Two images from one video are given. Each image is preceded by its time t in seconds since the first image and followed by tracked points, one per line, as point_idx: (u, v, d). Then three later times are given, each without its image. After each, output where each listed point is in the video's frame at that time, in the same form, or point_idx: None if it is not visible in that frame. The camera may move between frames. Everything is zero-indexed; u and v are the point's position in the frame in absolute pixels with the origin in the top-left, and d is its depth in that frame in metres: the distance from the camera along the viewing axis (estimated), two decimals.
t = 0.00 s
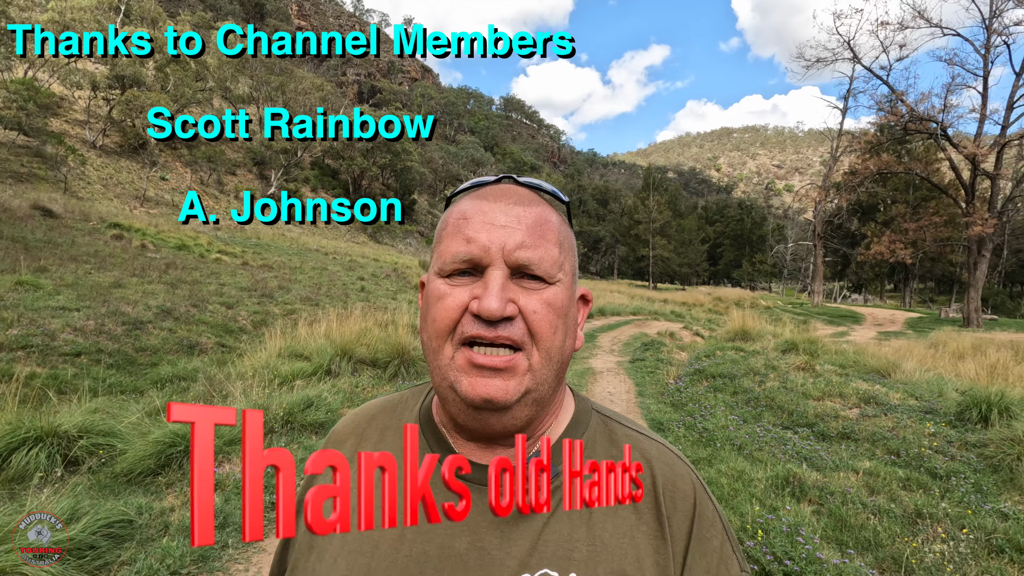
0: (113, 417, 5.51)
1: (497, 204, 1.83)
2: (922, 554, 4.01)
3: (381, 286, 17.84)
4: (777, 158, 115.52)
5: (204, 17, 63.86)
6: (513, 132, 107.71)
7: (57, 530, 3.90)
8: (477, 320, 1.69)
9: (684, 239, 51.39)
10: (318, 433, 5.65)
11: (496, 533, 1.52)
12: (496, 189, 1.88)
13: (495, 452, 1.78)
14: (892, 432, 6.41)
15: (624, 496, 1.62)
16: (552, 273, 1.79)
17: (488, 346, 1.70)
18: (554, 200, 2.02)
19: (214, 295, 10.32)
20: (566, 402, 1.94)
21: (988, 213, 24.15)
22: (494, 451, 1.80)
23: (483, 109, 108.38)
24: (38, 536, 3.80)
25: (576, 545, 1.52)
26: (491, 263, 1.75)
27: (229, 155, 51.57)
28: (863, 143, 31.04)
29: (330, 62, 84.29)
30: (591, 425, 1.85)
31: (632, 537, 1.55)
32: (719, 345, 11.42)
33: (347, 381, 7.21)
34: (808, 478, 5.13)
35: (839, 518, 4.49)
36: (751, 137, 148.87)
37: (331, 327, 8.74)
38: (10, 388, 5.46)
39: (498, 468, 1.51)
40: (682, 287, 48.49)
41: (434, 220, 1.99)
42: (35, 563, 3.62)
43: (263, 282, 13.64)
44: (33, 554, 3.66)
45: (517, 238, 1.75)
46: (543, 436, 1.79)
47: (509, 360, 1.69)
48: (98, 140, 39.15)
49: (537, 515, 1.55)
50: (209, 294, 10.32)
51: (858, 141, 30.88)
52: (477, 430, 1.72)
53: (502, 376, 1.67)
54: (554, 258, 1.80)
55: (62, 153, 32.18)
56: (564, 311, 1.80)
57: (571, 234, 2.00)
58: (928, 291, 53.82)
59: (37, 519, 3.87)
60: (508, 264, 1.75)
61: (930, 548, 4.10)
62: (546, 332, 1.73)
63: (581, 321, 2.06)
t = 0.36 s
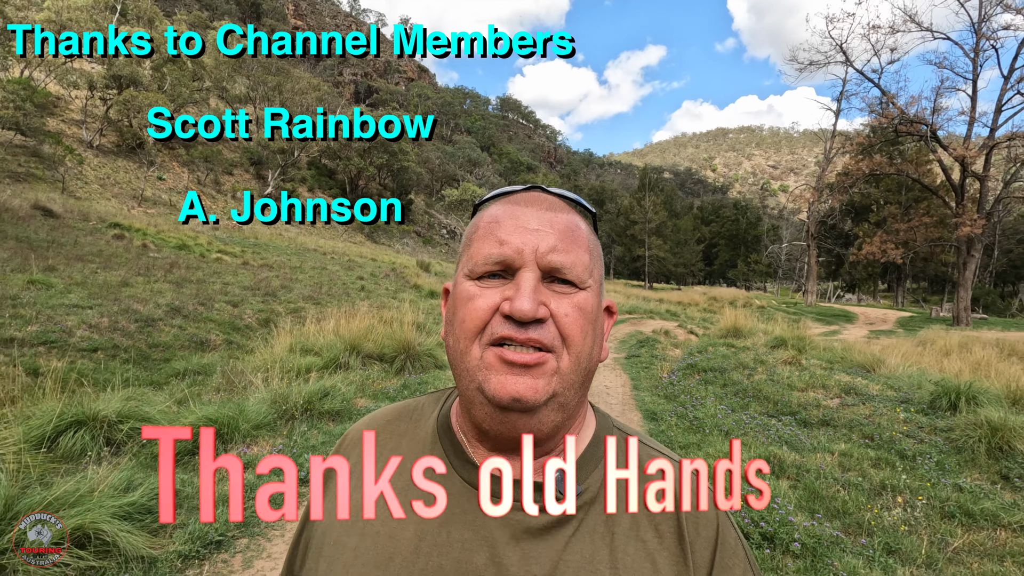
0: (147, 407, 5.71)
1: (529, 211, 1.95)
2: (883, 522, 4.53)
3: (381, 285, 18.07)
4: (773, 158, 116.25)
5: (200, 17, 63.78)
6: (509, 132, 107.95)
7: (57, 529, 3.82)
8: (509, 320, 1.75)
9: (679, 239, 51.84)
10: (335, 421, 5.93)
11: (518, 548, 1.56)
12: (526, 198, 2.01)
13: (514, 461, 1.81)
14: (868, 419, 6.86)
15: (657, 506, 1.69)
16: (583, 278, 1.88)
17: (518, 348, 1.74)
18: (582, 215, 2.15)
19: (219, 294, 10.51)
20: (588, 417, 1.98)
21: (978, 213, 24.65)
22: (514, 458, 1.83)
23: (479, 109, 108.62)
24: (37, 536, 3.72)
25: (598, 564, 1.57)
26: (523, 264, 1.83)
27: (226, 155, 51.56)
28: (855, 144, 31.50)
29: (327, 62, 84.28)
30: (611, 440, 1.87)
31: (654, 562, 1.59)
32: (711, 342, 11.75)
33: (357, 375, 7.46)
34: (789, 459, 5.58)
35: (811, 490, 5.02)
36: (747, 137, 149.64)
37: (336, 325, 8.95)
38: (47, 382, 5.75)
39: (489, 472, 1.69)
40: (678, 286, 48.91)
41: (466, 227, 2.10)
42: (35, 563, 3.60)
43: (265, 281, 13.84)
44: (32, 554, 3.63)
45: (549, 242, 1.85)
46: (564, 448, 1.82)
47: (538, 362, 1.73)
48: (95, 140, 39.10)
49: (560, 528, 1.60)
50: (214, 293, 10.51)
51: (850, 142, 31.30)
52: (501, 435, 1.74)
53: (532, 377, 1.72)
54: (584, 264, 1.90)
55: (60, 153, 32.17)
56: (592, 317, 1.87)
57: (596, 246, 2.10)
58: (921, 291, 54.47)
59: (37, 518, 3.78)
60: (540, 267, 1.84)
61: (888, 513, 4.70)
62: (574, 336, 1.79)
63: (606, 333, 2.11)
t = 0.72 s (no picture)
0: (176, 395, 6.13)
1: (500, 203, 1.90)
2: (842, 497, 5.02)
3: (381, 285, 18.34)
4: (768, 159, 117.09)
5: (196, 17, 63.80)
6: (506, 133, 108.28)
7: (57, 531, 3.95)
8: (480, 312, 1.72)
9: (675, 239, 52.30)
10: (349, 410, 6.24)
11: (499, 523, 1.54)
12: (500, 189, 1.95)
13: (499, 445, 1.76)
14: (845, 410, 7.25)
15: (677, 509, 1.51)
16: (552, 268, 1.83)
17: (490, 338, 1.72)
18: (558, 202, 2.07)
19: (225, 294, 10.76)
20: (570, 396, 1.92)
21: (966, 215, 25.14)
22: (499, 447, 1.77)
23: (476, 110, 108.83)
24: (38, 536, 3.85)
25: (579, 535, 1.50)
26: (493, 257, 1.79)
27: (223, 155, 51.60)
28: (848, 146, 31.99)
29: (323, 62, 84.38)
30: (594, 418, 1.77)
31: (632, 530, 1.50)
32: (703, 340, 12.08)
33: (366, 369, 7.74)
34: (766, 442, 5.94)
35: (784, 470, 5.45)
36: (743, 138, 150.55)
37: (340, 323, 9.18)
38: (84, 371, 6.16)
39: (488, 470, 1.62)
40: (673, 286, 49.37)
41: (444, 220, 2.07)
42: (36, 563, 3.72)
43: (268, 281, 14.09)
44: (33, 554, 3.76)
45: (518, 234, 1.81)
46: (544, 435, 1.76)
47: (508, 352, 1.70)
48: (92, 141, 39.10)
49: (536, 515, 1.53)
50: (220, 293, 10.75)
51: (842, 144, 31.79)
52: (480, 424, 1.71)
53: (504, 367, 1.69)
54: (555, 251, 1.84)
55: (58, 153, 32.20)
56: (564, 305, 1.82)
57: (574, 233, 2.03)
58: (914, 291, 55.17)
59: (38, 519, 3.91)
60: (509, 258, 1.79)
61: (851, 488, 5.22)
62: (544, 325, 1.75)
63: (584, 318, 2.05)
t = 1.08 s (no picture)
0: (201, 385, 6.58)
1: (451, 204, 1.78)
2: (825, 481, 5.50)
3: (380, 284, 18.59)
4: (762, 160, 118.00)
5: (192, 17, 63.72)
6: (502, 133, 108.62)
7: (58, 529, 4.06)
8: (432, 329, 1.64)
9: (670, 240, 52.69)
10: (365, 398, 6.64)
11: (473, 523, 1.50)
12: (452, 186, 1.83)
13: (472, 446, 1.69)
14: (826, 399, 7.65)
15: (680, 509, 1.54)
16: (509, 275, 1.71)
17: (445, 356, 1.66)
18: (522, 188, 1.93)
19: (229, 292, 10.97)
20: (543, 389, 1.88)
21: (954, 216, 25.64)
22: (473, 447, 1.70)
23: (472, 110, 109.02)
24: (39, 536, 4.00)
25: (553, 531, 1.47)
26: (444, 266, 1.69)
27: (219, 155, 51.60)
28: (839, 147, 32.48)
29: (319, 62, 84.36)
30: (566, 413, 1.73)
31: (607, 524, 1.48)
32: (696, 336, 12.42)
33: (375, 362, 8.04)
34: (751, 427, 6.40)
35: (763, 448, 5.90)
36: (737, 139, 151.57)
37: (343, 321, 9.43)
38: (119, 359, 6.67)
39: (487, 471, 1.55)
40: (668, 286, 49.74)
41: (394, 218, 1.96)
42: (36, 562, 3.87)
43: (269, 280, 14.31)
44: (35, 554, 3.92)
45: (472, 238, 1.69)
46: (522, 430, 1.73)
47: (467, 369, 1.64)
48: (88, 140, 39.04)
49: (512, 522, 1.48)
50: (224, 291, 10.96)
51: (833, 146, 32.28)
52: (444, 437, 1.66)
53: (463, 383, 1.62)
54: (510, 257, 1.73)
55: (55, 153, 32.19)
56: (526, 313, 1.74)
57: (538, 229, 1.91)
58: (905, 290, 55.94)
59: (37, 519, 4.02)
60: (461, 268, 1.69)
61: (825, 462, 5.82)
62: (503, 339, 1.67)
63: (555, 312, 1.99)
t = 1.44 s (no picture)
0: (225, 375, 6.94)
1: (468, 216, 1.86)
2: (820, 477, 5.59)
3: (378, 283, 18.82)
4: (757, 160, 118.76)
5: (186, 16, 63.52)
6: (497, 133, 108.83)
7: (58, 530, 3.96)
8: (448, 345, 1.72)
9: (664, 240, 53.08)
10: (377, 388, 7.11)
11: (487, 539, 1.55)
12: (470, 195, 1.93)
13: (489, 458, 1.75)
14: (808, 388, 8.06)
15: (681, 509, 1.62)
16: (530, 288, 1.80)
17: (461, 372, 1.73)
18: (544, 189, 2.07)
19: (233, 291, 11.17)
20: (560, 403, 1.97)
21: (942, 217, 26.15)
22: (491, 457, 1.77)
23: (468, 109, 109.14)
24: (38, 536, 3.89)
25: (570, 554, 1.54)
26: (460, 280, 1.78)
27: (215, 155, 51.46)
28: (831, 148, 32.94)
29: (314, 61, 84.19)
30: (585, 427, 1.81)
31: (626, 546, 1.56)
32: (688, 333, 12.80)
33: (382, 356, 8.39)
34: (736, 414, 6.82)
35: (747, 430, 6.29)
36: (731, 139, 152.52)
37: (347, 318, 9.69)
38: (147, 351, 7.06)
39: (487, 470, 1.65)
40: (663, 286, 50.15)
41: (412, 226, 2.06)
42: (34, 562, 3.66)
43: (270, 279, 14.51)
44: (32, 553, 3.74)
45: (490, 252, 1.78)
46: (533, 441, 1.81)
47: (486, 385, 1.72)
48: (83, 139, 38.85)
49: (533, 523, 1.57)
50: (228, 290, 11.16)
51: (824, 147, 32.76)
52: (461, 451, 1.72)
53: (480, 402, 1.70)
54: (529, 269, 1.81)
55: (50, 152, 32.08)
56: (543, 330, 1.82)
57: (557, 242, 2.01)
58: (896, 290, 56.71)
59: (37, 519, 3.96)
60: (479, 282, 1.77)
61: (801, 442, 6.25)
62: (521, 356, 1.74)
63: (574, 321, 2.11)
